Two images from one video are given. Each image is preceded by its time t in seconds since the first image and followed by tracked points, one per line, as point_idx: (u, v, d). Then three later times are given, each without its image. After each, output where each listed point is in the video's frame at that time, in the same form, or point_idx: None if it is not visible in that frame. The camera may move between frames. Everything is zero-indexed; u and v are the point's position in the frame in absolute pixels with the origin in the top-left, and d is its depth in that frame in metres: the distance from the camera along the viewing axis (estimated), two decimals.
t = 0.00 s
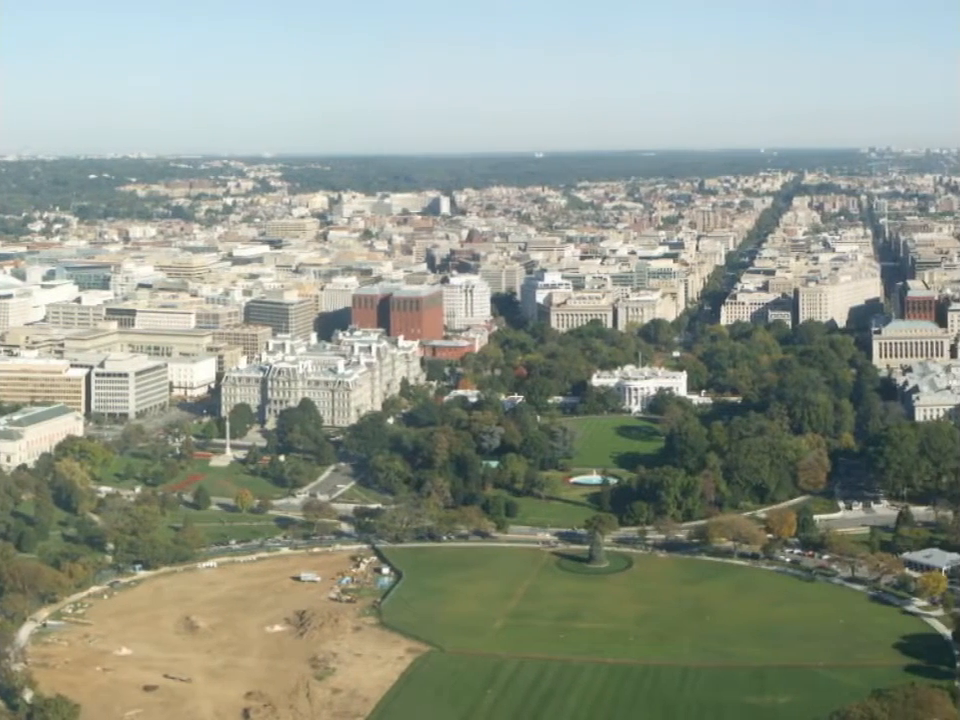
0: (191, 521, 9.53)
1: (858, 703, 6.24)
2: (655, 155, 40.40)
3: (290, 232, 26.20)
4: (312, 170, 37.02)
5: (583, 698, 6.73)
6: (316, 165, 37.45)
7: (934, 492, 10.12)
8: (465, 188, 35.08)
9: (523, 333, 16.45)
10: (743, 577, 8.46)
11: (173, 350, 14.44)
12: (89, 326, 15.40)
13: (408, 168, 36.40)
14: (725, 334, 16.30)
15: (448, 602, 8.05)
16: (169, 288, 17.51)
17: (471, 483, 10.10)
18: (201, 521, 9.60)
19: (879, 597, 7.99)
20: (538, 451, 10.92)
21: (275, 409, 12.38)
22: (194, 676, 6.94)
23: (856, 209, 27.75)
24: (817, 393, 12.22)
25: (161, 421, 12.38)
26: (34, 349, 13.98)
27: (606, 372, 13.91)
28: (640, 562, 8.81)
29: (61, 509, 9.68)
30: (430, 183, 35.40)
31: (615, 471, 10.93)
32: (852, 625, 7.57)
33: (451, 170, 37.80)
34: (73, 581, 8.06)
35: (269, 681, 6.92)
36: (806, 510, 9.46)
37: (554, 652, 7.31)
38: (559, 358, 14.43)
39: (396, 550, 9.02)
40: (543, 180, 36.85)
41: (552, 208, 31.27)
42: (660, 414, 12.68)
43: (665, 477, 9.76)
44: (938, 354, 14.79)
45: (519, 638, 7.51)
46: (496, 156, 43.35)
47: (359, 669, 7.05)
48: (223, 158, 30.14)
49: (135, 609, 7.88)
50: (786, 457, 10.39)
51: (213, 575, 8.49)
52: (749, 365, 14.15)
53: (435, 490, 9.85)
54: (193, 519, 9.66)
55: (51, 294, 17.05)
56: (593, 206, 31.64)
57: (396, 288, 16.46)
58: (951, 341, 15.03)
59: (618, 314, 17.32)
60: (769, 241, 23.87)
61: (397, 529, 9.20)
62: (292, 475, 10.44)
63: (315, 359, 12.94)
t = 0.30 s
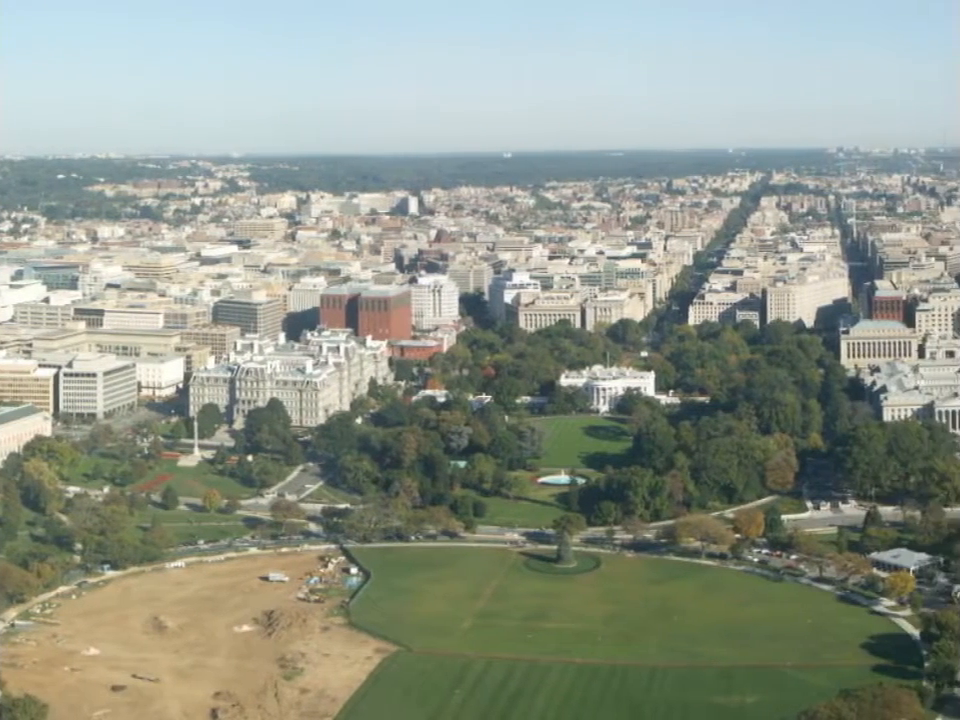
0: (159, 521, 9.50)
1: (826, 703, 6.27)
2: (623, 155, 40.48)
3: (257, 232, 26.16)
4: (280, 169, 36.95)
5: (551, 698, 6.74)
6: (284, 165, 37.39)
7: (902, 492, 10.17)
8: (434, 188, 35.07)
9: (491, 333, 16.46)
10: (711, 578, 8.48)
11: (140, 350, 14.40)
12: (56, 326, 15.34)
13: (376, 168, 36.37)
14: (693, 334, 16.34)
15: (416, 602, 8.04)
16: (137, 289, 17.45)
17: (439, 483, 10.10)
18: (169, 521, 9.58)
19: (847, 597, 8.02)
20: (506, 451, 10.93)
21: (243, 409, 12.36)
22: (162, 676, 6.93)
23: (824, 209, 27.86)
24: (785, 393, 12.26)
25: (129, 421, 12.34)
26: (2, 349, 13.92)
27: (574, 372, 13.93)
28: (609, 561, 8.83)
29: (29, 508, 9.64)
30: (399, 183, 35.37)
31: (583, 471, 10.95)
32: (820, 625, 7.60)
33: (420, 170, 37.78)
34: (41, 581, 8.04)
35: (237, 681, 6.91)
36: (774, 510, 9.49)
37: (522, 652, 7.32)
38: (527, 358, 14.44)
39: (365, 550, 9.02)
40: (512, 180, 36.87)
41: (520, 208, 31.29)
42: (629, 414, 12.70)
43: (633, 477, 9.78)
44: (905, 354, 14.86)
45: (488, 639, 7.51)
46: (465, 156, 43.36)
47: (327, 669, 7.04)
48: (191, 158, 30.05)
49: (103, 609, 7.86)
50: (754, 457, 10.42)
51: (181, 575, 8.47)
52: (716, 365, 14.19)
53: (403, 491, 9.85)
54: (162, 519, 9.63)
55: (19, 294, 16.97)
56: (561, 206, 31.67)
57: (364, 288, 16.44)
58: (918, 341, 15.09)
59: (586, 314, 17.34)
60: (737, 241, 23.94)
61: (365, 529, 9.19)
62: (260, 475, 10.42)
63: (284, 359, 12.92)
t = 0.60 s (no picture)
0: (127, 521, 9.48)
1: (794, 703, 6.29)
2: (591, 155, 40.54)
3: (225, 232, 26.13)
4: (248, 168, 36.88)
5: (519, 698, 6.76)
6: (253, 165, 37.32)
7: (870, 492, 10.22)
8: (402, 188, 35.06)
9: (459, 333, 16.47)
10: (680, 577, 8.51)
11: (108, 350, 14.36)
12: (24, 326, 15.28)
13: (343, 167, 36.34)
14: (661, 334, 16.38)
15: (384, 602, 8.04)
16: (104, 289, 17.40)
17: (407, 483, 10.10)
18: (137, 521, 9.55)
19: (815, 597, 8.06)
20: (474, 452, 10.94)
21: (211, 409, 12.34)
22: (130, 676, 6.91)
23: (791, 209, 27.98)
24: (752, 393, 12.30)
25: (97, 421, 12.30)
26: None
27: (542, 372, 13.94)
28: (577, 562, 8.85)
29: None
30: (366, 183, 35.34)
31: (551, 471, 10.97)
32: (788, 625, 7.63)
33: (387, 170, 37.77)
34: (9, 581, 8.01)
35: (205, 681, 6.91)
36: (742, 510, 9.52)
37: (491, 652, 7.33)
38: (495, 358, 14.45)
39: (333, 550, 9.01)
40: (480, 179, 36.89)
41: (488, 208, 31.31)
42: (596, 414, 12.73)
43: (601, 477, 9.80)
44: (873, 353, 14.92)
45: (456, 638, 7.52)
46: (433, 156, 43.37)
47: (295, 669, 7.04)
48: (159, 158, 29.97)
49: (71, 609, 7.83)
50: (722, 457, 10.46)
51: (149, 575, 8.45)
52: (684, 365, 14.22)
53: (372, 491, 9.84)
54: (130, 519, 9.61)
55: None
56: (529, 206, 31.71)
57: (332, 288, 16.43)
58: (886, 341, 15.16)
59: (554, 314, 17.36)
60: (705, 240, 24.01)
61: (332, 529, 9.18)
62: (228, 475, 10.41)
63: (251, 359, 12.90)
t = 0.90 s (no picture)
0: (95, 521, 9.46)
1: (761, 703, 6.31)
2: (559, 155, 40.59)
3: (193, 232, 26.10)
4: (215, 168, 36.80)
5: (487, 698, 6.76)
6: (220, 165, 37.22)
7: (837, 493, 10.26)
8: (370, 188, 35.03)
9: (426, 333, 16.47)
10: (648, 577, 8.53)
11: (76, 350, 14.32)
12: None
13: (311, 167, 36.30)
14: (629, 334, 16.40)
15: (351, 602, 8.04)
16: (72, 288, 17.34)
17: (375, 483, 10.10)
18: (105, 521, 9.53)
19: (783, 597, 8.09)
20: (442, 451, 10.94)
21: (179, 409, 12.32)
22: (97, 676, 6.90)
23: (759, 210, 28.08)
24: (720, 393, 12.34)
25: (65, 421, 12.26)
26: None
27: (510, 372, 13.96)
28: (545, 562, 8.86)
29: None
30: (334, 183, 35.32)
31: (519, 471, 10.98)
32: (755, 625, 7.65)
33: (356, 169, 37.74)
34: None
35: (173, 680, 6.90)
36: (710, 510, 9.55)
37: (459, 652, 7.33)
38: (463, 358, 14.46)
39: (301, 550, 9.01)
40: (448, 180, 36.91)
41: (455, 208, 31.32)
42: (564, 414, 12.75)
43: (568, 477, 9.82)
44: (841, 354, 14.98)
45: (424, 638, 7.52)
46: (401, 156, 43.35)
47: (263, 669, 7.03)
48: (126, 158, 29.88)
49: (39, 609, 7.81)
50: (690, 457, 10.48)
51: (117, 575, 8.43)
52: (652, 365, 14.25)
53: (340, 490, 9.84)
54: (97, 519, 9.59)
55: None
56: (497, 206, 31.73)
57: (300, 288, 16.41)
58: (853, 341, 15.22)
59: (522, 314, 17.38)
60: (673, 240, 24.06)
61: (300, 529, 9.17)
62: (196, 475, 10.39)
63: (219, 359, 12.87)
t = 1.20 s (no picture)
0: (63, 521, 9.43)
1: (730, 703, 6.33)
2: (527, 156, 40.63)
3: (161, 233, 26.09)
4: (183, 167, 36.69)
5: (456, 698, 6.77)
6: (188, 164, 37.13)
7: (805, 493, 10.30)
8: (338, 189, 34.99)
9: (394, 333, 16.46)
10: (616, 577, 8.55)
11: (44, 350, 14.26)
12: None
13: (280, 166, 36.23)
14: (597, 334, 16.43)
15: (320, 602, 8.04)
16: (40, 289, 17.27)
17: (343, 483, 10.10)
18: (73, 521, 9.50)
19: (751, 597, 8.12)
20: (410, 451, 10.94)
21: (147, 409, 12.29)
22: (65, 676, 6.88)
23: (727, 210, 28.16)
24: (688, 393, 12.37)
25: (33, 421, 12.22)
26: None
27: (479, 372, 13.96)
28: (513, 562, 8.87)
29: None
30: (303, 183, 35.26)
31: (487, 471, 10.99)
32: (723, 625, 7.68)
33: (324, 168, 37.68)
34: None
35: (141, 680, 6.88)
36: (678, 510, 9.58)
37: (429, 652, 7.34)
38: (431, 358, 14.46)
39: (269, 550, 9.00)
40: (416, 179, 36.89)
41: (424, 208, 31.31)
42: (532, 413, 12.77)
43: (537, 477, 9.83)
44: (808, 353, 15.04)
45: (392, 639, 7.52)
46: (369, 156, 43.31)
47: (231, 669, 7.02)
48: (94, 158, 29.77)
49: (6, 609, 7.79)
50: (659, 457, 10.51)
51: (85, 575, 8.41)
52: (620, 365, 14.28)
53: (308, 491, 9.82)
54: (65, 519, 9.56)
55: None
56: (465, 205, 31.74)
57: (268, 288, 16.39)
58: (821, 341, 15.28)
59: (490, 314, 17.39)
60: (641, 240, 24.11)
61: (268, 529, 9.16)
62: (164, 475, 10.37)
63: (187, 359, 12.84)
